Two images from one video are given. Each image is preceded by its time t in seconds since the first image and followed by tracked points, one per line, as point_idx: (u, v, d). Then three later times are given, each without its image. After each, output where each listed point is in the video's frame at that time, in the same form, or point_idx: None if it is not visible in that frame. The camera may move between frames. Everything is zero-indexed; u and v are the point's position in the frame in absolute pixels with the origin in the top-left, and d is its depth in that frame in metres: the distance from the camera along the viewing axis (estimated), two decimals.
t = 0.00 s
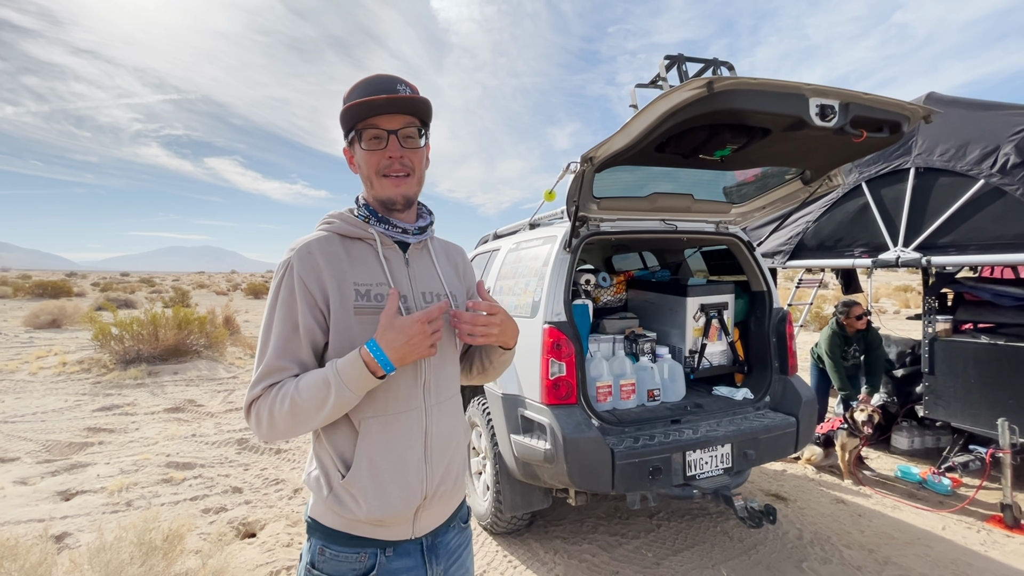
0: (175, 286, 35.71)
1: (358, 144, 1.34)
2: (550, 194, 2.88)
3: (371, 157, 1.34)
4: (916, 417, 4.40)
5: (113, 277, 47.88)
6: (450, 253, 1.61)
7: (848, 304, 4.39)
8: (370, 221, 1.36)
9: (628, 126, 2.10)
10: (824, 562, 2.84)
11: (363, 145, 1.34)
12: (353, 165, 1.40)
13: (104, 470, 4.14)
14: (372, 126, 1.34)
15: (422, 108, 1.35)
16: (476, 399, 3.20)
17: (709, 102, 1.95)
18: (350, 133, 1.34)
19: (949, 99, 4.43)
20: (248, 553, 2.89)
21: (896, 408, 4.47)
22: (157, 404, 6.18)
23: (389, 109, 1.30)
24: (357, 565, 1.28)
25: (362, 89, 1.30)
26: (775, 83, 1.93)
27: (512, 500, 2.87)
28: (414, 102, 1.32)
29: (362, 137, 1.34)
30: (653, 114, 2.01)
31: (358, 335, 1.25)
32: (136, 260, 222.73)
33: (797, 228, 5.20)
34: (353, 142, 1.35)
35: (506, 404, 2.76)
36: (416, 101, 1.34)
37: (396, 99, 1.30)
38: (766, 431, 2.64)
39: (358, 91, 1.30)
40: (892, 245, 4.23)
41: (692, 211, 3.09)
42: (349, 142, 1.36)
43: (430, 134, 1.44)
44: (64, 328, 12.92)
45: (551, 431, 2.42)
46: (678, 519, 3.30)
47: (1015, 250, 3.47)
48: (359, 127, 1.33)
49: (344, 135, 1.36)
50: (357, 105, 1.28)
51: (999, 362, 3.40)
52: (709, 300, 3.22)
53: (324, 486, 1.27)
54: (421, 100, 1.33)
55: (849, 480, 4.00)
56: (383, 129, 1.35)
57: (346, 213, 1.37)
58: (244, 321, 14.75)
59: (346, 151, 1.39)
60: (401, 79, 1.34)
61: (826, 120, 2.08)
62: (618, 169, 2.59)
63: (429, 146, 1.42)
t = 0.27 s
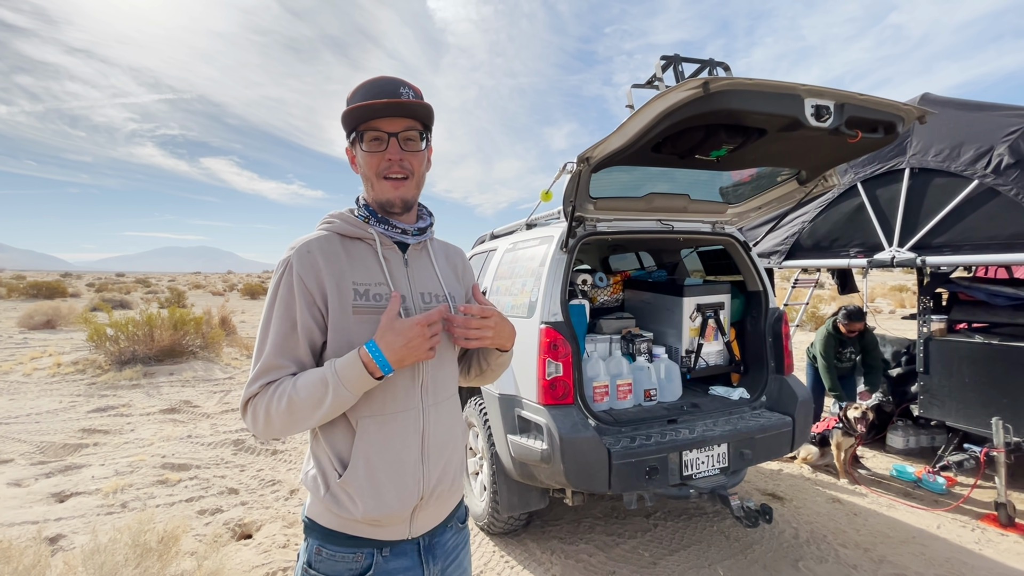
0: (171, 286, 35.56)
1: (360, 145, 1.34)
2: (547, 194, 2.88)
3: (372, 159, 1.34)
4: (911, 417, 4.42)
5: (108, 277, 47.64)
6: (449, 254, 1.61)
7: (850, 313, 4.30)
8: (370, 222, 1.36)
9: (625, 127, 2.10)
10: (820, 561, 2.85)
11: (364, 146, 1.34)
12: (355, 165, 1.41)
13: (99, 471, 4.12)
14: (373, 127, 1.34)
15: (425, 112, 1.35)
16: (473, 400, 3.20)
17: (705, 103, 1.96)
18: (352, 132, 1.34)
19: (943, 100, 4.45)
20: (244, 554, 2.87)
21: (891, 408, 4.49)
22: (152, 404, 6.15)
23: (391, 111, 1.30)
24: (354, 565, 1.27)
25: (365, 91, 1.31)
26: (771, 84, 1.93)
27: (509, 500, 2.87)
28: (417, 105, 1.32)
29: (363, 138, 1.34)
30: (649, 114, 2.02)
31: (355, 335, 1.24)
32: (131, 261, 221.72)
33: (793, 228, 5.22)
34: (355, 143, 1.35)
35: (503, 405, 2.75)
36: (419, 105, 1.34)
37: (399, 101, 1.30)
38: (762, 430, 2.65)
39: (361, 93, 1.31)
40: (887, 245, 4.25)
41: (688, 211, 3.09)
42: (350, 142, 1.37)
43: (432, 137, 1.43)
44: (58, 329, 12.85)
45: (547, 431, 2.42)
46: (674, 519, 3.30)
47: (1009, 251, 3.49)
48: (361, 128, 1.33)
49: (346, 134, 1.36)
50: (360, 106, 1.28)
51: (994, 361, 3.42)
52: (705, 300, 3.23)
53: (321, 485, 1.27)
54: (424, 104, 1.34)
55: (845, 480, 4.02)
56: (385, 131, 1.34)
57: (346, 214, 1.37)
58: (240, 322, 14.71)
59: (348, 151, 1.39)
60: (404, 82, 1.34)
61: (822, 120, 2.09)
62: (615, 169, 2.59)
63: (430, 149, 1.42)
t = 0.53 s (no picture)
0: (167, 287, 35.41)
1: (359, 146, 1.34)
2: (544, 195, 2.89)
3: (372, 161, 1.34)
4: (905, 416, 4.45)
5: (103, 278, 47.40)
6: (447, 255, 1.60)
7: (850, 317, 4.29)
8: (368, 223, 1.36)
9: (621, 128, 2.11)
10: (816, 560, 2.86)
11: (363, 147, 1.34)
12: (354, 166, 1.40)
13: (93, 473, 4.10)
14: (372, 129, 1.34)
15: (425, 115, 1.35)
16: (470, 400, 3.20)
17: (700, 104, 1.96)
18: (352, 134, 1.34)
19: (938, 101, 4.47)
20: (240, 556, 2.86)
21: (886, 407, 4.51)
22: (148, 406, 6.13)
23: (392, 114, 1.30)
24: (352, 565, 1.27)
25: (365, 93, 1.31)
26: (766, 85, 1.94)
27: (506, 501, 2.87)
28: (417, 108, 1.32)
29: (363, 140, 1.33)
30: (645, 115, 2.02)
31: (354, 336, 1.24)
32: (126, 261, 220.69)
33: (789, 228, 5.24)
34: (354, 144, 1.35)
35: (499, 405, 2.75)
36: (418, 108, 1.34)
37: (399, 104, 1.30)
38: (758, 430, 2.66)
39: (362, 95, 1.31)
40: (882, 245, 4.28)
41: (684, 211, 3.10)
42: (350, 143, 1.36)
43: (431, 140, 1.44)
44: (53, 330, 12.77)
45: (544, 432, 2.42)
46: (671, 519, 3.31)
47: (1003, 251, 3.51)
48: (360, 130, 1.33)
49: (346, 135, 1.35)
50: (360, 108, 1.28)
51: (988, 361, 3.44)
52: (701, 301, 3.24)
53: (320, 486, 1.27)
54: (424, 107, 1.34)
55: (841, 479, 4.03)
56: (384, 133, 1.34)
57: (344, 215, 1.36)
58: (237, 322, 14.67)
59: (347, 152, 1.39)
60: (404, 85, 1.35)
61: (817, 121, 2.10)
62: (611, 169, 2.59)
63: (429, 152, 1.42)
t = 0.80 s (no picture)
0: (162, 287, 35.26)
1: (359, 148, 1.33)
2: (540, 195, 2.89)
3: (372, 163, 1.33)
4: (900, 416, 4.46)
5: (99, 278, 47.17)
6: (445, 255, 1.60)
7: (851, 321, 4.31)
8: (367, 223, 1.35)
9: (617, 128, 2.11)
10: (812, 560, 2.87)
11: (364, 149, 1.33)
12: (353, 168, 1.40)
13: (88, 475, 4.07)
14: (373, 131, 1.33)
15: (425, 118, 1.35)
16: (467, 401, 3.20)
17: (696, 104, 1.97)
18: (353, 136, 1.33)
19: (932, 102, 4.50)
20: (236, 557, 2.85)
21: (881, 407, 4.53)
22: (143, 407, 6.09)
23: (394, 117, 1.29)
24: (354, 564, 1.27)
25: (366, 94, 1.30)
26: (762, 86, 1.95)
27: (503, 501, 2.86)
28: (418, 111, 1.32)
29: (364, 142, 1.33)
30: (642, 115, 2.02)
31: (356, 335, 1.24)
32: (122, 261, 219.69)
33: (784, 228, 5.26)
34: (354, 145, 1.34)
35: (496, 405, 2.75)
36: (419, 111, 1.34)
37: (400, 107, 1.29)
38: (754, 430, 2.66)
39: (363, 96, 1.30)
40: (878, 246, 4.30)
41: (681, 211, 3.10)
42: (350, 145, 1.35)
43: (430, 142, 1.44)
44: (47, 331, 12.69)
45: (541, 432, 2.42)
46: (667, 519, 3.31)
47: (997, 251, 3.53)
48: (361, 132, 1.32)
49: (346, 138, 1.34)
50: (362, 111, 1.27)
51: (982, 361, 3.45)
52: (698, 301, 3.24)
53: (321, 486, 1.26)
54: (424, 110, 1.34)
55: (837, 479, 4.05)
56: (385, 135, 1.34)
57: (343, 215, 1.36)
58: (233, 323, 14.62)
59: (346, 153, 1.38)
60: (405, 87, 1.34)
61: (812, 122, 2.11)
62: (607, 170, 2.59)
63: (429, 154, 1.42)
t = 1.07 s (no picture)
0: (158, 288, 35.13)
1: (361, 149, 1.33)
2: (538, 195, 2.88)
3: (374, 165, 1.33)
4: (896, 415, 4.48)
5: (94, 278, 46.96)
6: (444, 255, 1.60)
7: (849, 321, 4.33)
8: (367, 224, 1.35)
9: (614, 129, 2.11)
10: (809, 559, 2.88)
11: (366, 151, 1.33)
12: (355, 168, 1.39)
13: (83, 476, 4.05)
14: (375, 133, 1.33)
15: (429, 122, 1.35)
16: (464, 401, 3.19)
17: (693, 105, 1.97)
18: (354, 137, 1.33)
19: (928, 104, 4.52)
20: (232, 559, 2.84)
21: (877, 407, 4.55)
22: (138, 408, 6.07)
23: (396, 120, 1.29)
24: (356, 563, 1.26)
25: (369, 96, 1.30)
26: (759, 87, 1.95)
27: (500, 502, 2.86)
28: (421, 114, 1.31)
29: (366, 144, 1.32)
30: (639, 116, 2.02)
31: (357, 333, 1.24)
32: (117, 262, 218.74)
33: (781, 229, 5.27)
34: (357, 146, 1.34)
35: (493, 406, 2.75)
36: (423, 115, 1.33)
37: (402, 111, 1.29)
38: (751, 430, 2.67)
39: (366, 98, 1.29)
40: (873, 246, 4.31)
41: (678, 212, 3.11)
42: (352, 146, 1.35)
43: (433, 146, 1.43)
44: (42, 331, 12.61)
45: (538, 433, 2.42)
46: (665, 519, 3.32)
47: (992, 251, 3.54)
48: (364, 134, 1.32)
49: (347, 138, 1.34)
50: (365, 114, 1.27)
51: (977, 361, 3.47)
52: (695, 301, 3.25)
53: (323, 485, 1.26)
54: (428, 115, 1.33)
55: (833, 478, 4.06)
56: (388, 138, 1.33)
57: (343, 215, 1.35)
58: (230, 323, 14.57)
59: (348, 153, 1.38)
60: (408, 90, 1.34)
61: (808, 123, 2.12)
62: (604, 170, 2.59)
63: (431, 157, 1.41)
